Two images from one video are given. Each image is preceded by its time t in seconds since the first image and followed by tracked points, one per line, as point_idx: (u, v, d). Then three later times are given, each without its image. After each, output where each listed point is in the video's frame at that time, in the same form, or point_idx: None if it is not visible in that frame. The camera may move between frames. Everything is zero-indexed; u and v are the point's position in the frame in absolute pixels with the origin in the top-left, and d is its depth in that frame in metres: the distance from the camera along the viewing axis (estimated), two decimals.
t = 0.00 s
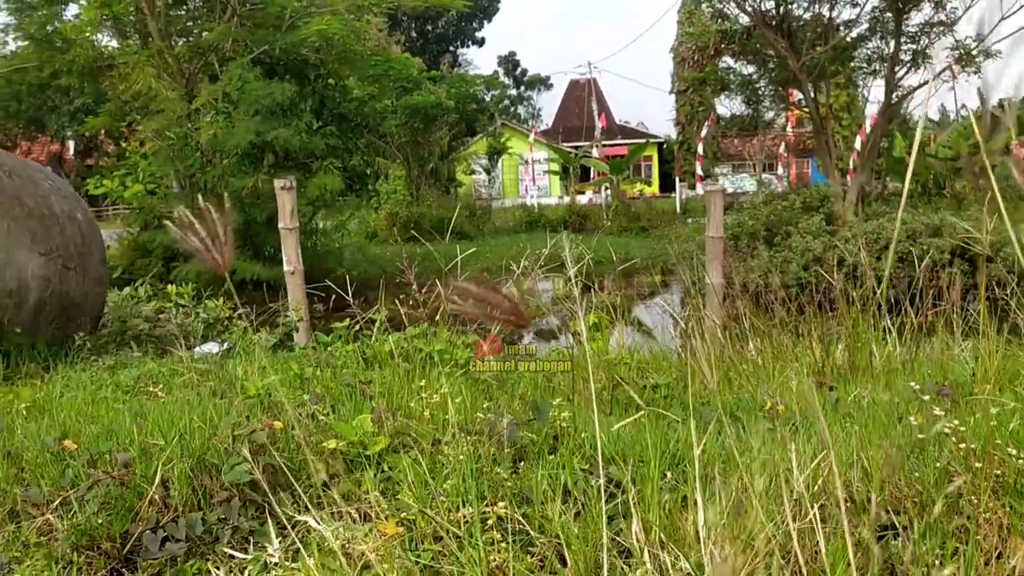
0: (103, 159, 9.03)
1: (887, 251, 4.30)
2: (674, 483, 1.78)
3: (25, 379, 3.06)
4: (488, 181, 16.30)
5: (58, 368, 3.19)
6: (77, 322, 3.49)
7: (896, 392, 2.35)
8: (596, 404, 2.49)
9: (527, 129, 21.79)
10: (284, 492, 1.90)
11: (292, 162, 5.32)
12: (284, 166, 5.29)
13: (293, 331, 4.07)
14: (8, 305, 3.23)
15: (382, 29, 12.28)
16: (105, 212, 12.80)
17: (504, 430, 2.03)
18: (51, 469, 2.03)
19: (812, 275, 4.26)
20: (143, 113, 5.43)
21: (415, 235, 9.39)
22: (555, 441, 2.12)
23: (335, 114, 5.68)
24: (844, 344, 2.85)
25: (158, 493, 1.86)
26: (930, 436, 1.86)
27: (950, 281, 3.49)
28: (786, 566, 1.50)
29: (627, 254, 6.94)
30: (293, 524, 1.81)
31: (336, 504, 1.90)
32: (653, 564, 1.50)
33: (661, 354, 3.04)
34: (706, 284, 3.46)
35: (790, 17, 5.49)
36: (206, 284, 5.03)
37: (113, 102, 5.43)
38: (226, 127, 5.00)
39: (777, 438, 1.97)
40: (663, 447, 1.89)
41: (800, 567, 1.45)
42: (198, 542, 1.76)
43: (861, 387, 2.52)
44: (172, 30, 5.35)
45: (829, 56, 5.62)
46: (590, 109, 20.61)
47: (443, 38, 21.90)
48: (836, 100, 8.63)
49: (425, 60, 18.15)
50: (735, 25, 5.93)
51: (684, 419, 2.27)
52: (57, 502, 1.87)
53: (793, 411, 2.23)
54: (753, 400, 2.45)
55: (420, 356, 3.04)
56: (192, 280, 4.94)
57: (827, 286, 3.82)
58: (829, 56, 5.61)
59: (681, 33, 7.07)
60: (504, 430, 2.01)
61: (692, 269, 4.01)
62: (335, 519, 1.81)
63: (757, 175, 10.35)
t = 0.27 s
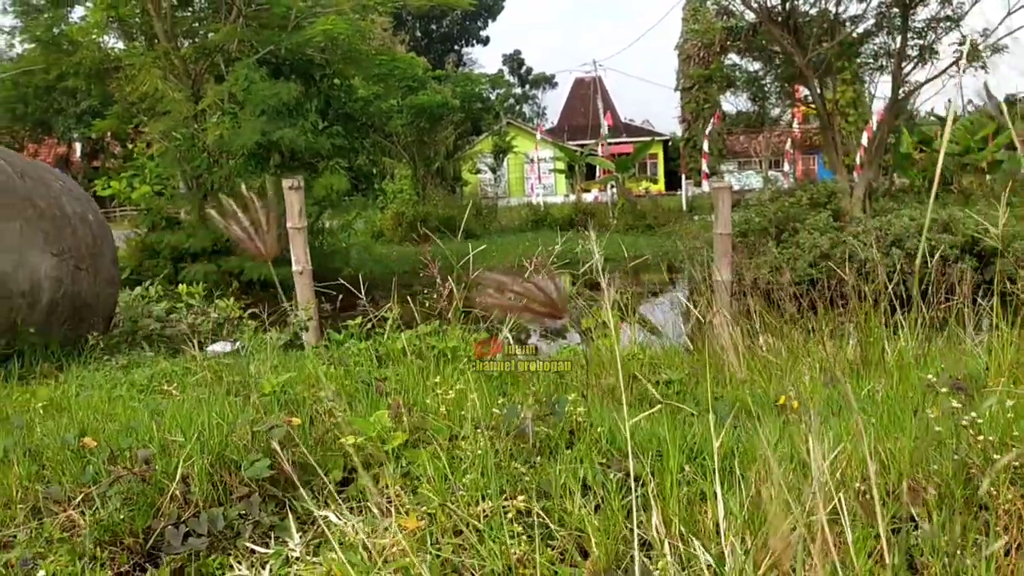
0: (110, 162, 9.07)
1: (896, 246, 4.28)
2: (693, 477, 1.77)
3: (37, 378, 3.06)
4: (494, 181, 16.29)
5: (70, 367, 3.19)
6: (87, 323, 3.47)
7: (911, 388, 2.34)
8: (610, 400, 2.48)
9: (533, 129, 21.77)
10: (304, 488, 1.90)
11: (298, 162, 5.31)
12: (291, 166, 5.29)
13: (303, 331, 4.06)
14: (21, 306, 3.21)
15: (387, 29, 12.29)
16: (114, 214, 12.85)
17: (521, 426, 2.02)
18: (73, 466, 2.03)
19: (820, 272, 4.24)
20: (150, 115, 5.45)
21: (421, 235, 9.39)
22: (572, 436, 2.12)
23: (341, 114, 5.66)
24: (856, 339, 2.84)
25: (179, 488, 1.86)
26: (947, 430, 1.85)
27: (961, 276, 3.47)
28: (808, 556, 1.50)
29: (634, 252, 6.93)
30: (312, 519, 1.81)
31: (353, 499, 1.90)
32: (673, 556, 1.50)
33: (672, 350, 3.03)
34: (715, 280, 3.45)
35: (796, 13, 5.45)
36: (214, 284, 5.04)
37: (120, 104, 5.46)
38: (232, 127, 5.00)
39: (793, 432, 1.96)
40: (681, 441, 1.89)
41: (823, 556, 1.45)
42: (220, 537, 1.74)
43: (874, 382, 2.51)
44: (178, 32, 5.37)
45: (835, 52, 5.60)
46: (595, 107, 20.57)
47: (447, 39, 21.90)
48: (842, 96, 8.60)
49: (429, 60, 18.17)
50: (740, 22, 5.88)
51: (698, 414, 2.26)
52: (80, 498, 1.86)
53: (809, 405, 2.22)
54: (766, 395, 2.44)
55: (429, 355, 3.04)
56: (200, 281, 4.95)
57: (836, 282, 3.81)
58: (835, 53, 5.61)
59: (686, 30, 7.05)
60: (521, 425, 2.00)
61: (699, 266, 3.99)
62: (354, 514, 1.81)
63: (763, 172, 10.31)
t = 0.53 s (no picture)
0: (124, 162, 9.14)
1: (911, 244, 4.25)
2: (716, 473, 1.77)
3: (56, 376, 3.06)
4: (505, 180, 16.29)
5: (90, 365, 3.19)
6: (109, 322, 3.48)
7: (932, 387, 2.31)
8: (627, 397, 2.48)
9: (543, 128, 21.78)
10: (328, 483, 1.89)
11: (311, 162, 5.30)
12: (304, 166, 5.28)
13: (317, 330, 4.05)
14: (41, 305, 3.20)
15: (398, 29, 12.32)
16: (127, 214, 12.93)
17: (541, 422, 2.02)
18: (100, 462, 1.98)
19: (834, 271, 4.22)
20: (163, 115, 5.47)
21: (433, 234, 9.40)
22: (592, 433, 2.11)
23: (353, 114, 5.64)
24: (873, 337, 2.82)
25: (205, 484, 1.83)
26: (972, 426, 1.83)
27: (981, 274, 3.43)
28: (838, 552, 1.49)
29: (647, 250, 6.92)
30: (337, 514, 1.81)
31: (377, 495, 1.90)
32: (697, 551, 1.50)
33: (685, 347, 3.03)
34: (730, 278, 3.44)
35: (809, 10, 5.46)
36: (228, 283, 5.06)
37: (134, 104, 5.49)
38: (246, 127, 5.00)
39: (814, 429, 1.95)
40: (704, 437, 1.89)
41: (850, 553, 1.45)
42: (247, 532, 1.69)
43: (894, 378, 2.49)
44: (192, 32, 5.40)
45: (848, 49, 5.57)
46: (608, 106, 20.54)
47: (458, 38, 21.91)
48: (855, 94, 8.56)
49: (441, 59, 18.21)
50: (752, 19, 5.95)
51: (715, 411, 2.25)
52: (108, 493, 1.82)
53: (829, 402, 2.21)
54: (785, 393, 2.42)
55: (443, 353, 3.04)
56: (214, 280, 4.97)
57: (852, 280, 3.79)
58: (849, 49, 5.58)
59: (697, 28, 7.04)
60: (541, 421, 2.00)
61: (713, 265, 3.98)
62: (377, 510, 1.81)
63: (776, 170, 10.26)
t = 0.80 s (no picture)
0: (144, 161, 9.23)
1: (933, 243, 4.21)
2: (741, 470, 1.77)
3: (80, 373, 3.08)
4: (522, 178, 16.29)
5: (113, 363, 3.21)
6: (129, 320, 3.51)
7: (958, 387, 2.28)
8: (648, 394, 2.47)
9: (560, 126, 21.77)
10: (353, 480, 1.89)
11: (328, 162, 5.29)
12: (322, 166, 5.28)
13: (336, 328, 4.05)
14: (66, 304, 3.21)
15: (415, 28, 12.35)
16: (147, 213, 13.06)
17: (565, 419, 2.02)
18: (129, 458, 1.97)
19: (856, 269, 4.19)
20: (183, 115, 5.51)
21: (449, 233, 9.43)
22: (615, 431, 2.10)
23: (372, 114, 5.63)
24: (896, 335, 2.80)
25: (232, 480, 1.82)
26: (1000, 426, 1.81)
27: (1006, 274, 3.39)
28: (868, 551, 1.48)
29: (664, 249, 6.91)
30: (363, 510, 1.81)
31: (402, 491, 1.91)
32: (724, 549, 1.50)
33: (706, 344, 3.03)
34: (749, 277, 3.42)
35: (828, 6, 5.43)
36: (246, 282, 5.09)
37: (154, 105, 5.54)
38: (264, 127, 5.01)
39: (839, 428, 1.93)
40: (729, 434, 1.89)
41: (877, 550, 1.44)
42: (275, 528, 1.69)
43: (917, 378, 2.47)
44: (211, 33, 5.44)
45: (868, 47, 5.52)
46: (624, 105, 20.50)
47: (475, 37, 21.93)
48: (875, 92, 8.49)
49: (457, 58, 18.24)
50: (770, 17, 5.92)
51: (737, 409, 2.24)
52: (138, 488, 1.81)
53: (854, 399, 2.20)
54: (807, 392, 2.40)
55: (462, 352, 3.04)
56: (233, 279, 5.00)
57: (873, 279, 3.75)
58: (869, 47, 5.53)
59: (715, 26, 7.02)
60: (565, 419, 2.00)
61: (732, 264, 3.96)
62: (402, 507, 1.81)
63: (794, 169, 10.19)
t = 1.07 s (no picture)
0: (160, 161, 9.30)
1: (950, 242, 4.17)
2: (760, 469, 1.77)
3: (99, 370, 3.09)
4: (536, 177, 16.30)
5: (132, 360, 3.23)
6: (145, 319, 3.54)
7: (978, 387, 2.26)
8: (664, 393, 2.46)
9: (574, 126, 21.75)
10: (371, 477, 1.89)
11: (343, 161, 5.28)
12: (336, 165, 5.27)
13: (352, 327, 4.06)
14: (85, 302, 3.21)
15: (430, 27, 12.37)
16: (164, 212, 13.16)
17: (583, 418, 2.01)
18: (150, 455, 1.97)
19: (872, 268, 4.16)
20: (199, 115, 5.54)
21: (463, 232, 9.44)
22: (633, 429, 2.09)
23: (387, 113, 5.62)
24: (915, 335, 2.78)
25: (253, 476, 1.82)
26: None
27: None
28: (890, 551, 1.47)
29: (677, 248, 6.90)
30: (382, 506, 1.82)
31: (420, 489, 1.91)
32: (744, 546, 1.50)
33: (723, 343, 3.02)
34: (766, 276, 3.40)
35: (844, 4, 5.43)
36: (262, 282, 5.11)
37: (171, 104, 5.57)
38: (280, 126, 5.02)
39: (859, 427, 1.92)
40: (748, 432, 1.89)
41: (900, 550, 1.43)
42: (295, 524, 1.70)
43: (936, 378, 2.45)
44: (227, 33, 5.47)
45: (885, 45, 5.49)
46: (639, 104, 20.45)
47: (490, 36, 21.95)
48: (892, 90, 8.42)
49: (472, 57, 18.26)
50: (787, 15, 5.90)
51: (755, 408, 2.22)
52: (160, 484, 1.82)
53: (873, 398, 2.18)
54: (825, 392, 2.39)
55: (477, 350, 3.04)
56: (248, 278, 5.03)
57: (891, 278, 3.72)
58: (885, 45, 5.50)
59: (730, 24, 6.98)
60: (584, 417, 1.99)
61: (747, 263, 3.94)
62: (421, 505, 1.81)
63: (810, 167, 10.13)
